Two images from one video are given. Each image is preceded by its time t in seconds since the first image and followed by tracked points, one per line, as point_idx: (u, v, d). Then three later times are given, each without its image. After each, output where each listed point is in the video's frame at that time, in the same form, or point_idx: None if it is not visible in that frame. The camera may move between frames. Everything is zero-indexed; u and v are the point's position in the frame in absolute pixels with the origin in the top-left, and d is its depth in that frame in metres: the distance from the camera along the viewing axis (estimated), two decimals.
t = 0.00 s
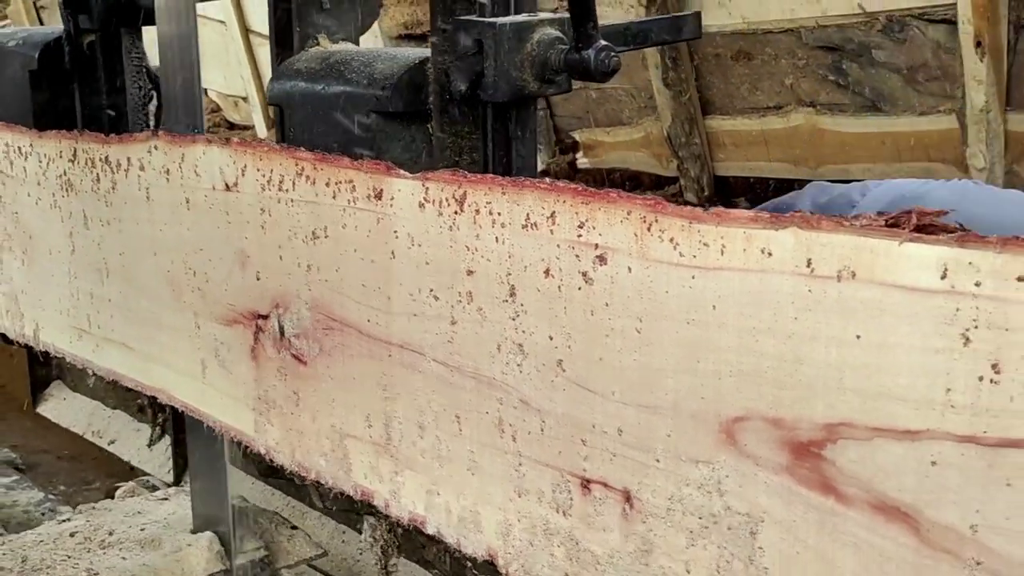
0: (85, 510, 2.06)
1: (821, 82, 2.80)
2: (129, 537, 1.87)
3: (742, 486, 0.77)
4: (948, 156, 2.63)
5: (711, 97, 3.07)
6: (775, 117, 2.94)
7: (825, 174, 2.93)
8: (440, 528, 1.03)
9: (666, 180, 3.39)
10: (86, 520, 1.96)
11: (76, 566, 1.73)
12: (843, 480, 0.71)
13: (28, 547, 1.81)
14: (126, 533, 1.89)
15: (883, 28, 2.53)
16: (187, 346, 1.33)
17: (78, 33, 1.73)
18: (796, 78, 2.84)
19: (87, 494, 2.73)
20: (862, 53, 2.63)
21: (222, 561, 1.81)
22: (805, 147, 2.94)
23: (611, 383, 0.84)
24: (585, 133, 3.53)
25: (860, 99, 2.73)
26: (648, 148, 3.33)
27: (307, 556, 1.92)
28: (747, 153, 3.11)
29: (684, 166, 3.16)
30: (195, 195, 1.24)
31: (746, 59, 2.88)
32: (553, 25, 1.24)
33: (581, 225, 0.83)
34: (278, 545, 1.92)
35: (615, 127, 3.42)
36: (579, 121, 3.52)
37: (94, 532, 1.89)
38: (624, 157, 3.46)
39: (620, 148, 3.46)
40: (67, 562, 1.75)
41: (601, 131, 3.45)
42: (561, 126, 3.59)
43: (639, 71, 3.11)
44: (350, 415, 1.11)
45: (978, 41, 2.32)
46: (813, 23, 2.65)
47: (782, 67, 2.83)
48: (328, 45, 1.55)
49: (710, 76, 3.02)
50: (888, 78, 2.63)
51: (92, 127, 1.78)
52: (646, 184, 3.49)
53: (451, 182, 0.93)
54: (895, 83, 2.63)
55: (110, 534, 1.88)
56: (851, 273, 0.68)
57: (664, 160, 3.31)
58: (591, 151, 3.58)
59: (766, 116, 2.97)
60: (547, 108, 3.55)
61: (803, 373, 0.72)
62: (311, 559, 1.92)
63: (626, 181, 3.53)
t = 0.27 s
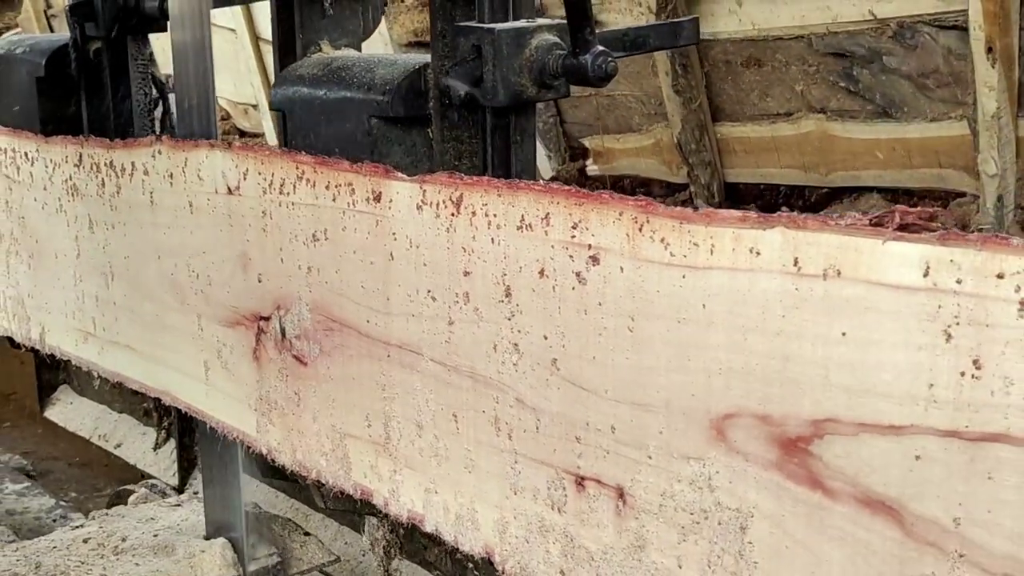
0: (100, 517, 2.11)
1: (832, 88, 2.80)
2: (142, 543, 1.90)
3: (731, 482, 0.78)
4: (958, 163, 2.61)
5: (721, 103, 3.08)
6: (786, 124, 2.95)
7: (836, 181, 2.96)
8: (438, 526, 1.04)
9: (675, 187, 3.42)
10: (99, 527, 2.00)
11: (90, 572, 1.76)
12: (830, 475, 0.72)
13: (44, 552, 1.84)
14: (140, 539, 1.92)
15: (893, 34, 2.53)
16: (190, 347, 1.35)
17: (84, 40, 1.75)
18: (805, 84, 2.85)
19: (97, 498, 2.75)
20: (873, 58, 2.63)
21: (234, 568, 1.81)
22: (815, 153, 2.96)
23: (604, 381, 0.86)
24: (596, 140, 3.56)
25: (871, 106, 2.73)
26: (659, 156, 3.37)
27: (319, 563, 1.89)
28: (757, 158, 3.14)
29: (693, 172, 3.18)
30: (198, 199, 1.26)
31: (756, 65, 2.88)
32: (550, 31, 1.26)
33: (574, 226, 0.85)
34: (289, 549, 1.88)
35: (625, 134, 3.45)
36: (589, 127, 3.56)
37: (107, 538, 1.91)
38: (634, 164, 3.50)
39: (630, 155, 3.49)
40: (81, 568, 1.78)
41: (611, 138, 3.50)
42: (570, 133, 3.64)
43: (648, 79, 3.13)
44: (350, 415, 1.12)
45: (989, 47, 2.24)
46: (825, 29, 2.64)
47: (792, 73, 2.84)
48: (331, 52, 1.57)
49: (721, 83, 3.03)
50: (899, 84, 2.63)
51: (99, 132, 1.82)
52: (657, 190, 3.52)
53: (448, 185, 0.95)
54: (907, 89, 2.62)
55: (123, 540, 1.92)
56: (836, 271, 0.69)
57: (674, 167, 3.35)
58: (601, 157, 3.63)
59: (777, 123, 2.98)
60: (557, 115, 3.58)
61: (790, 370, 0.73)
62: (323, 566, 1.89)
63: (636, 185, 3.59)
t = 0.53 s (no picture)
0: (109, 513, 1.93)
1: (845, 86, 2.38)
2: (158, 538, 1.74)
3: (722, 467, 0.80)
4: (972, 162, 2.21)
5: (733, 103, 2.63)
6: (799, 123, 2.50)
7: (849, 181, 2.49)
8: (437, 514, 1.06)
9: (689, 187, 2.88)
10: (113, 521, 1.84)
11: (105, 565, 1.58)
12: (817, 461, 0.74)
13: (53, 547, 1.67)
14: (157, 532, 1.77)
15: (908, 33, 2.17)
16: (195, 338, 1.36)
17: (93, 37, 1.78)
18: (820, 81, 2.41)
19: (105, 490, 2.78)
20: (889, 58, 2.24)
21: (249, 564, 1.64)
22: (827, 153, 2.50)
23: (598, 369, 0.87)
24: (607, 139, 3.04)
25: (885, 103, 2.32)
26: (671, 154, 2.84)
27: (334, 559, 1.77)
28: (770, 158, 2.64)
29: (703, 171, 2.70)
30: (203, 192, 1.28)
31: (769, 63, 2.47)
32: (550, 27, 1.27)
33: (569, 217, 0.86)
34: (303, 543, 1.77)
35: (637, 132, 2.92)
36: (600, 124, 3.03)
37: (122, 533, 1.75)
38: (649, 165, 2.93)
39: (642, 153, 2.95)
40: (94, 564, 1.59)
41: (622, 135, 2.97)
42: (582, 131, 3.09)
43: (661, 76, 2.67)
44: (351, 404, 1.14)
45: (1004, 46, 1.96)
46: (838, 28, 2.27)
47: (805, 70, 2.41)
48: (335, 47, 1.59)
49: (732, 81, 2.60)
50: (913, 85, 2.24)
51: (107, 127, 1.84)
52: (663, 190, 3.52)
53: (446, 177, 0.96)
54: (922, 89, 2.23)
55: (138, 534, 1.76)
56: (823, 260, 0.71)
57: (687, 167, 2.82)
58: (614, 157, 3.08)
59: (788, 122, 2.52)
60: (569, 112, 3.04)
61: (779, 357, 0.74)
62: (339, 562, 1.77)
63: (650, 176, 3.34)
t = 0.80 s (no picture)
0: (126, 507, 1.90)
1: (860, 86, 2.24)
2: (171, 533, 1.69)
3: (715, 457, 0.81)
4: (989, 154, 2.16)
5: (746, 102, 2.49)
6: (813, 122, 2.35)
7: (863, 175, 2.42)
8: (437, 504, 1.07)
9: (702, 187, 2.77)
10: (126, 516, 1.78)
11: (118, 562, 1.54)
12: (807, 450, 0.75)
13: (65, 542, 1.62)
14: (170, 528, 1.72)
15: (923, 32, 2.05)
16: (200, 331, 1.38)
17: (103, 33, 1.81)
18: (833, 81, 2.27)
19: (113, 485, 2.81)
20: (903, 59, 2.12)
21: (261, 560, 1.61)
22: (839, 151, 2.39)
23: (594, 361, 0.88)
24: (618, 137, 2.87)
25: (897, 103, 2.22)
26: (682, 154, 2.70)
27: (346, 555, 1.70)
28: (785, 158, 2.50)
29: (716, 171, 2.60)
30: (208, 186, 1.30)
31: (782, 62, 2.32)
32: (553, 24, 1.29)
33: (567, 210, 0.88)
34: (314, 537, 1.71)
35: (649, 130, 2.77)
36: (613, 123, 2.85)
37: (134, 528, 1.70)
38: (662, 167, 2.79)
39: (654, 152, 2.80)
40: (107, 559, 1.55)
41: (634, 134, 2.81)
42: (594, 129, 2.90)
43: (673, 75, 2.53)
44: (352, 395, 1.15)
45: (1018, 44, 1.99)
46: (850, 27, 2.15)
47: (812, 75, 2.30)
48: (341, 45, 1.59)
49: (746, 80, 2.45)
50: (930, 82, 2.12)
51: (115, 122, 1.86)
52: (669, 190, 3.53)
53: (446, 170, 0.98)
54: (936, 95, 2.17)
55: (151, 529, 1.70)
56: (814, 252, 0.72)
57: (699, 166, 2.70)
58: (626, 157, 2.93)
59: (801, 121, 2.37)
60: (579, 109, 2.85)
61: (771, 348, 0.76)
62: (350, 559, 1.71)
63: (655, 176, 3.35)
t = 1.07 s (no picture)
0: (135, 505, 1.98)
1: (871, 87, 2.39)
2: (181, 532, 1.79)
3: (703, 450, 0.82)
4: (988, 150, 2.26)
5: (756, 102, 2.66)
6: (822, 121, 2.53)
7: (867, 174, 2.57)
8: (433, 496, 1.09)
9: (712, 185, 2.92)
10: (137, 514, 1.88)
11: (129, 559, 1.64)
12: (794, 442, 0.76)
13: (79, 540, 1.72)
14: (178, 527, 1.81)
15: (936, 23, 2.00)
16: (202, 326, 1.40)
17: (108, 31, 1.84)
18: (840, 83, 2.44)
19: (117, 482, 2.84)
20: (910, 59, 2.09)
21: (271, 558, 1.69)
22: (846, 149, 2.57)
23: (586, 354, 0.90)
24: (629, 137, 3.07)
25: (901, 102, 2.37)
26: (693, 152, 2.86)
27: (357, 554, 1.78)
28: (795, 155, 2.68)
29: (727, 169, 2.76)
30: (210, 182, 1.31)
31: (792, 62, 2.46)
32: (553, 23, 1.31)
33: (560, 206, 0.89)
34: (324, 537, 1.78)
35: (659, 131, 2.95)
36: (623, 123, 3.05)
37: (145, 526, 1.80)
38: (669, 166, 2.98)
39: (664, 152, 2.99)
40: (118, 557, 1.66)
41: (645, 134, 2.99)
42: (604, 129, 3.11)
43: (683, 75, 2.69)
44: (351, 389, 1.17)
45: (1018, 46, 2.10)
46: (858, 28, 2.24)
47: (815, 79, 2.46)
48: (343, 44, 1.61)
49: (756, 80, 2.61)
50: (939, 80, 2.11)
51: (121, 118, 1.89)
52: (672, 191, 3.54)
53: (443, 167, 0.99)
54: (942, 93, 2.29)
55: (162, 528, 1.80)
56: (800, 247, 0.73)
57: (709, 165, 2.86)
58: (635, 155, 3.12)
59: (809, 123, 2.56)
60: (590, 110, 3.05)
61: (758, 341, 0.77)
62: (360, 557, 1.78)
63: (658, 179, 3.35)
